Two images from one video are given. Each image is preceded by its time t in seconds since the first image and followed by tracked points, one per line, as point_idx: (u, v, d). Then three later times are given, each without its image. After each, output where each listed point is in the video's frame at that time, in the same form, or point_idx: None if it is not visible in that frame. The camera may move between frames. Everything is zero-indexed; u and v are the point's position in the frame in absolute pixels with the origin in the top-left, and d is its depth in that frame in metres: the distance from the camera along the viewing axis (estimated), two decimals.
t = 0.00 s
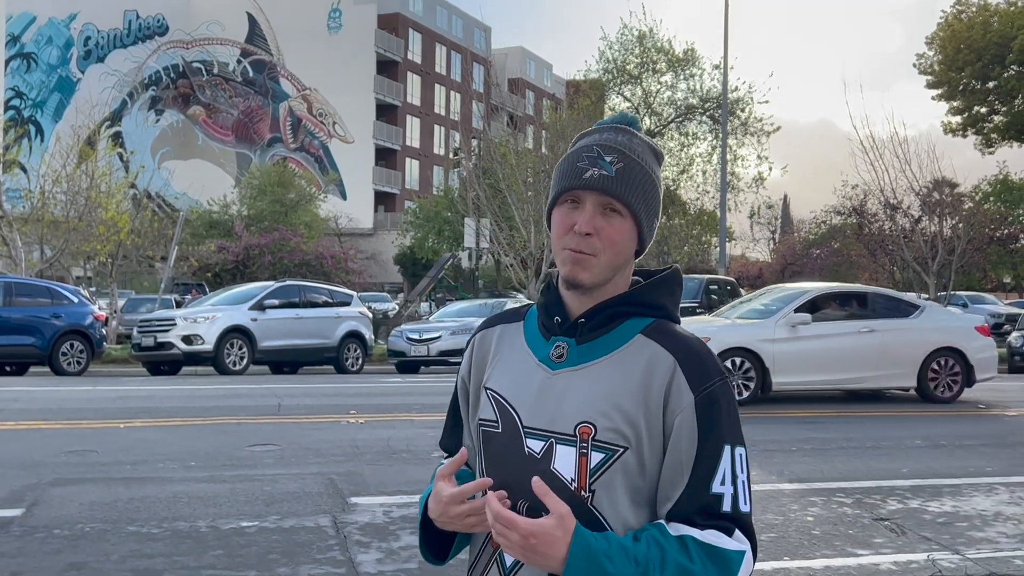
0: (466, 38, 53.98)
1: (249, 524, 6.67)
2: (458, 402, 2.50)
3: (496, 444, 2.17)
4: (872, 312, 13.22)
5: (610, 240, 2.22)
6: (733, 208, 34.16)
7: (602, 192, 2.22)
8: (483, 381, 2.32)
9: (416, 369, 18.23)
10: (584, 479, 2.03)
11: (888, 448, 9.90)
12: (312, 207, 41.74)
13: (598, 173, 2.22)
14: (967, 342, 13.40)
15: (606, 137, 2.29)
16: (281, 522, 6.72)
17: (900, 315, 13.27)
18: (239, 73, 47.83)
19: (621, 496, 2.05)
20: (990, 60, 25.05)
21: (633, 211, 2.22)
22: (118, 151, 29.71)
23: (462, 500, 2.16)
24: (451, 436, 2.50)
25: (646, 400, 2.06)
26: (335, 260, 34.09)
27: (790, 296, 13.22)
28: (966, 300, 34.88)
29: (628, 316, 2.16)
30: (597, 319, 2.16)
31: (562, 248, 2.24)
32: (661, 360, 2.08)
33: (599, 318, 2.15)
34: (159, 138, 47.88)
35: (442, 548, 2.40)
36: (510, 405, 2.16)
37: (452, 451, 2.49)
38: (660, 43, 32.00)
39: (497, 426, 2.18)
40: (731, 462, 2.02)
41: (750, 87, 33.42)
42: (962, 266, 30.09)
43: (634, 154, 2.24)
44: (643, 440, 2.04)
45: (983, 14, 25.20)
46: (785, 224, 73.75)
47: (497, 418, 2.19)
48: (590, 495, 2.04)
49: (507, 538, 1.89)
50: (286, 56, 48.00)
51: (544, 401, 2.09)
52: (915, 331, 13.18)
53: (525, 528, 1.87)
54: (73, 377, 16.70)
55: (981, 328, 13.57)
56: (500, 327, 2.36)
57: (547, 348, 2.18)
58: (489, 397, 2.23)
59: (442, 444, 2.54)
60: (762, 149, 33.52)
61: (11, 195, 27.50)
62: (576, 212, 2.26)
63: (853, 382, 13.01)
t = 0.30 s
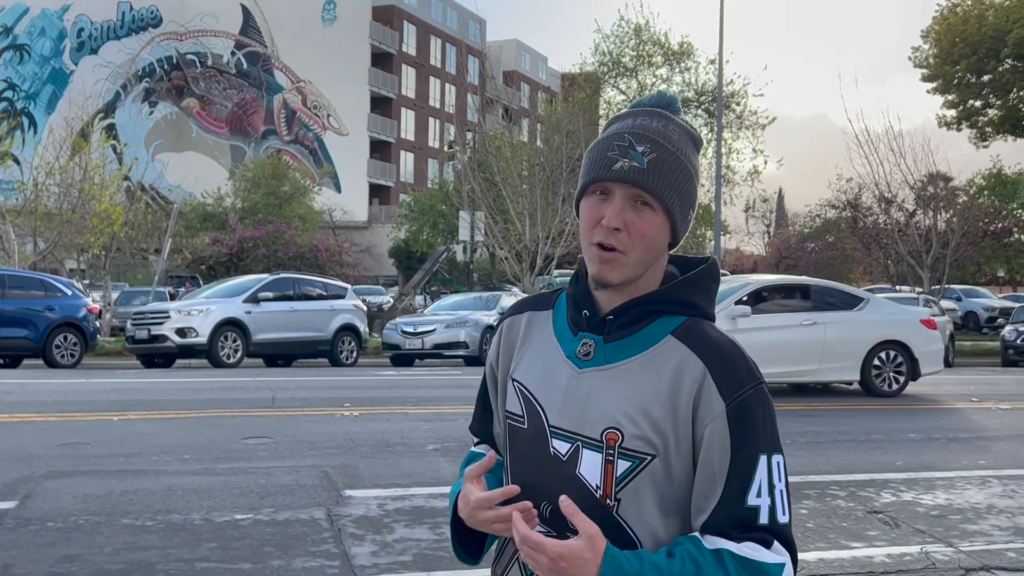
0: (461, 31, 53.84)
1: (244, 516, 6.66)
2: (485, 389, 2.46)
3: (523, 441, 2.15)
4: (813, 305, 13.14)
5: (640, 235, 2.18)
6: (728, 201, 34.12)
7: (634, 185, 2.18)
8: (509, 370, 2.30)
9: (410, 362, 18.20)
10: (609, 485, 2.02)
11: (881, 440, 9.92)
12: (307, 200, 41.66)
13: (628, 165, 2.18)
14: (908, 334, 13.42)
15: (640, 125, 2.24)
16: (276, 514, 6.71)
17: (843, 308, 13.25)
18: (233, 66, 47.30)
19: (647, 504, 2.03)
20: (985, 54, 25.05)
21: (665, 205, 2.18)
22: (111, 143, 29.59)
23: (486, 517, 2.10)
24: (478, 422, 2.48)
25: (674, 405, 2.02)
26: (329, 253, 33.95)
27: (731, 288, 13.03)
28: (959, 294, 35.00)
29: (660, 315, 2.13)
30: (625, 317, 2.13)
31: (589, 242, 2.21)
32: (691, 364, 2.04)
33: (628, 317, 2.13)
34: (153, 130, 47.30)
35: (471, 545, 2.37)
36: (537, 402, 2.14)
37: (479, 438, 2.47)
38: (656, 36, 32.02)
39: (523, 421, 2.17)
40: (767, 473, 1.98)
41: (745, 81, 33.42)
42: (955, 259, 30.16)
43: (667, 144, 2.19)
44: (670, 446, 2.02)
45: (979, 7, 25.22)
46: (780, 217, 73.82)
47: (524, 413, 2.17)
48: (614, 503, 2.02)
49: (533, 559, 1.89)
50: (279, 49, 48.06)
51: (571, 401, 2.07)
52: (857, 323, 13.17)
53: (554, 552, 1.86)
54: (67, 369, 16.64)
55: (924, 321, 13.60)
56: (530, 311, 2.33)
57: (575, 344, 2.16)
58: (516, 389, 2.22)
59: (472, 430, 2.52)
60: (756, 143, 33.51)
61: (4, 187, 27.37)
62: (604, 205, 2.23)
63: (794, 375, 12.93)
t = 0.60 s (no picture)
0: (456, 26, 53.85)
1: (238, 511, 6.66)
2: (479, 383, 2.43)
3: (520, 436, 2.13)
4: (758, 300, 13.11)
5: (638, 231, 2.17)
6: (723, 197, 34.07)
7: (631, 181, 2.17)
8: (506, 365, 2.28)
9: (405, 357, 18.18)
10: (608, 482, 2.01)
11: (876, 436, 9.94)
12: (301, 195, 41.56)
13: (625, 162, 2.17)
14: (856, 329, 13.37)
15: (635, 120, 2.23)
16: (270, 509, 6.71)
17: (789, 302, 13.21)
18: (228, 60, 47.37)
19: (648, 503, 2.02)
20: (980, 50, 25.06)
21: (661, 201, 2.17)
22: (106, 137, 29.49)
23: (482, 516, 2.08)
24: (470, 415, 2.45)
25: (676, 402, 2.02)
26: (324, 249, 33.84)
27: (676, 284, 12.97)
28: (953, 290, 35.07)
29: (658, 311, 2.13)
30: (624, 313, 2.13)
31: (587, 239, 2.20)
32: (692, 360, 2.04)
33: (627, 314, 2.12)
34: (147, 125, 47.11)
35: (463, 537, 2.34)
36: (535, 398, 2.13)
37: (470, 432, 2.45)
38: (652, 32, 32.05)
39: (521, 418, 2.15)
40: (766, 470, 2.00)
41: (740, 77, 33.42)
42: (950, 255, 30.20)
43: (663, 139, 2.18)
44: (670, 443, 2.01)
45: (973, 3, 25.24)
46: (775, 213, 73.86)
47: (521, 409, 2.15)
48: (614, 500, 2.02)
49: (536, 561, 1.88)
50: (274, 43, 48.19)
51: (571, 398, 2.06)
52: (802, 318, 13.13)
53: (560, 553, 1.87)
54: (61, 364, 16.60)
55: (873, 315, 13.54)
56: (527, 307, 2.31)
57: (573, 340, 2.15)
58: (513, 384, 2.20)
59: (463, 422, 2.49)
60: (752, 139, 33.48)
61: None
62: (601, 201, 2.22)
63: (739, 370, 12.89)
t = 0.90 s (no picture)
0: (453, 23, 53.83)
1: (232, 508, 6.64)
2: (460, 381, 2.37)
3: (514, 431, 2.10)
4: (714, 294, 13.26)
5: (628, 223, 2.16)
6: (719, 194, 34.05)
7: (620, 172, 2.16)
8: (494, 362, 2.24)
9: (401, 354, 18.20)
10: (612, 470, 1.99)
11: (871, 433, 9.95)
12: (298, 192, 41.49)
13: (612, 154, 2.16)
14: (808, 327, 13.30)
15: (622, 113, 2.22)
16: (264, 506, 6.69)
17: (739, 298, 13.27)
18: (224, 56, 47.22)
19: (653, 491, 2.01)
20: (976, 48, 25.07)
21: (650, 190, 2.16)
22: (102, 133, 29.43)
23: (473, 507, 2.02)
24: (443, 418, 2.41)
25: (678, 387, 2.02)
26: (320, 245, 33.83)
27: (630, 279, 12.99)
28: (949, 287, 35.11)
29: (653, 301, 2.12)
30: (622, 303, 2.11)
31: (578, 232, 2.18)
32: (694, 348, 2.04)
33: (623, 305, 2.10)
34: (143, 121, 47.00)
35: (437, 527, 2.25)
36: (529, 390, 2.09)
37: (440, 432, 2.41)
38: (649, 29, 32.08)
39: (515, 412, 2.11)
40: (766, 453, 2.01)
41: (736, 74, 33.42)
42: (946, 252, 30.21)
43: (650, 130, 2.17)
44: (672, 430, 2.01)
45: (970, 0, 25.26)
46: (771, 211, 73.91)
47: (515, 404, 2.11)
48: (618, 488, 1.99)
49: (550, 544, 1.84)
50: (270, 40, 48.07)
51: (569, 389, 2.03)
52: (753, 316, 13.10)
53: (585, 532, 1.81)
54: (56, 361, 16.55)
55: (826, 312, 13.46)
56: (515, 306, 2.27)
57: (569, 333, 2.12)
58: (504, 380, 2.16)
59: (436, 424, 2.44)
60: (748, 136, 33.49)
61: None
62: (590, 194, 2.20)
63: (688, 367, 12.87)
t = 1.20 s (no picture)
0: (450, 22, 53.82)
1: (228, 508, 6.62)
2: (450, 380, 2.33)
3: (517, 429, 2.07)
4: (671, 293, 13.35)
5: (626, 225, 2.15)
6: (716, 193, 34.01)
7: (612, 176, 2.15)
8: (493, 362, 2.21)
9: (397, 353, 18.24)
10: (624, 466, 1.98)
11: (867, 432, 9.95)
12: (294, 191, 41.41)
13: (606, 158, 2.14)
14: (766, 327, 13.31)
15: (610, 116, 2.20)
16: (260, 506, 6.67)
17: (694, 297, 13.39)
18: (221, 56, 46.84)
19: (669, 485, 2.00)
20: (972, 47, 25.07)
21: (645, 191, 2.15)
22: (98, 132, 29.40)
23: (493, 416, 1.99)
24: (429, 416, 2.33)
25: (687, 383, 2.02)
26: (317, 245, 33.83)
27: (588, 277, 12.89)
28: (945, 286, 35.10)
29: (655, 298, 2.11)
30: (624, 301, 2.10)
31: (576, 238, 2.16)
32: (703, 341, 2.05)
33: (626, 302, 2.09)
34: (140, 120, 46.92)
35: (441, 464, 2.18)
36: (532, 389, 2.07)
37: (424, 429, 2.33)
38: (647, 28, 32.09)
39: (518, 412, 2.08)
40: (780, 440, 2.03)
41: (734, 73, 33.42)
42: (943, 251, 30.20)
43: (639, 133, 2.16)
44: (681, 424, 2.01)
45: None
46: (768, 210, 73.94)
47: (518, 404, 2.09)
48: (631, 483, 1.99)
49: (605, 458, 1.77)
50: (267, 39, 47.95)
51: (574, 386, 2.03)
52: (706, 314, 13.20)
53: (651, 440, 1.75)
54: (53, 360, 16.51)
55: (785, 312, 13.48)
56: (512, 307, 2.24)
57: (571, 331, 2.11)
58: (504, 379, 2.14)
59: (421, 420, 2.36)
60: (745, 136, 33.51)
61: None
62: (586, 199, 2.18)
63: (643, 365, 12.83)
